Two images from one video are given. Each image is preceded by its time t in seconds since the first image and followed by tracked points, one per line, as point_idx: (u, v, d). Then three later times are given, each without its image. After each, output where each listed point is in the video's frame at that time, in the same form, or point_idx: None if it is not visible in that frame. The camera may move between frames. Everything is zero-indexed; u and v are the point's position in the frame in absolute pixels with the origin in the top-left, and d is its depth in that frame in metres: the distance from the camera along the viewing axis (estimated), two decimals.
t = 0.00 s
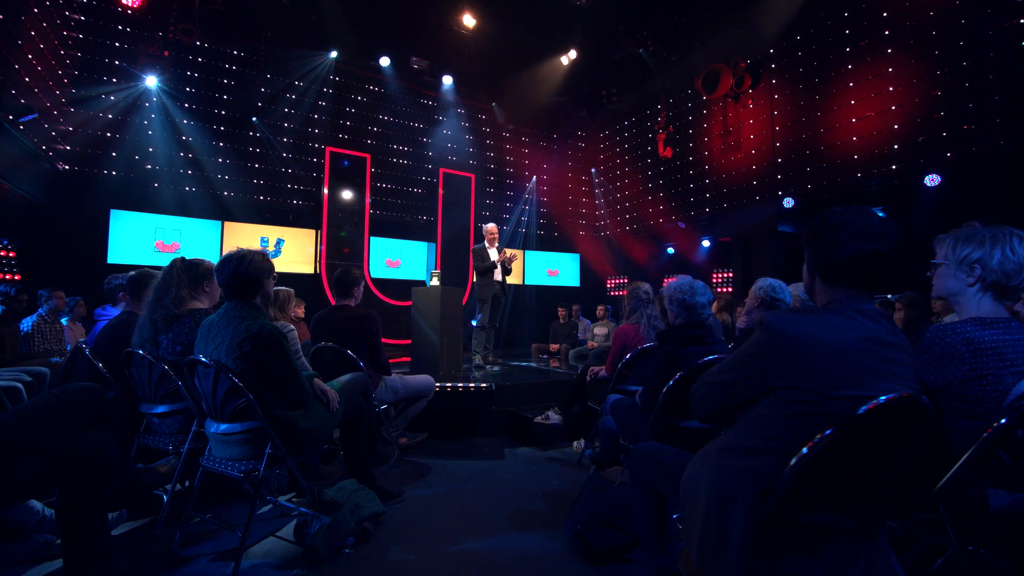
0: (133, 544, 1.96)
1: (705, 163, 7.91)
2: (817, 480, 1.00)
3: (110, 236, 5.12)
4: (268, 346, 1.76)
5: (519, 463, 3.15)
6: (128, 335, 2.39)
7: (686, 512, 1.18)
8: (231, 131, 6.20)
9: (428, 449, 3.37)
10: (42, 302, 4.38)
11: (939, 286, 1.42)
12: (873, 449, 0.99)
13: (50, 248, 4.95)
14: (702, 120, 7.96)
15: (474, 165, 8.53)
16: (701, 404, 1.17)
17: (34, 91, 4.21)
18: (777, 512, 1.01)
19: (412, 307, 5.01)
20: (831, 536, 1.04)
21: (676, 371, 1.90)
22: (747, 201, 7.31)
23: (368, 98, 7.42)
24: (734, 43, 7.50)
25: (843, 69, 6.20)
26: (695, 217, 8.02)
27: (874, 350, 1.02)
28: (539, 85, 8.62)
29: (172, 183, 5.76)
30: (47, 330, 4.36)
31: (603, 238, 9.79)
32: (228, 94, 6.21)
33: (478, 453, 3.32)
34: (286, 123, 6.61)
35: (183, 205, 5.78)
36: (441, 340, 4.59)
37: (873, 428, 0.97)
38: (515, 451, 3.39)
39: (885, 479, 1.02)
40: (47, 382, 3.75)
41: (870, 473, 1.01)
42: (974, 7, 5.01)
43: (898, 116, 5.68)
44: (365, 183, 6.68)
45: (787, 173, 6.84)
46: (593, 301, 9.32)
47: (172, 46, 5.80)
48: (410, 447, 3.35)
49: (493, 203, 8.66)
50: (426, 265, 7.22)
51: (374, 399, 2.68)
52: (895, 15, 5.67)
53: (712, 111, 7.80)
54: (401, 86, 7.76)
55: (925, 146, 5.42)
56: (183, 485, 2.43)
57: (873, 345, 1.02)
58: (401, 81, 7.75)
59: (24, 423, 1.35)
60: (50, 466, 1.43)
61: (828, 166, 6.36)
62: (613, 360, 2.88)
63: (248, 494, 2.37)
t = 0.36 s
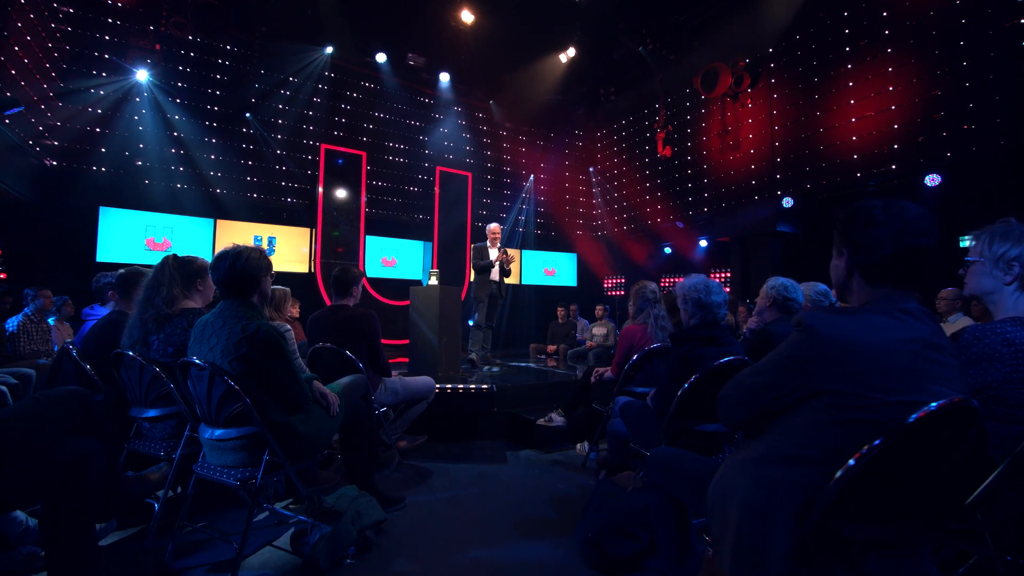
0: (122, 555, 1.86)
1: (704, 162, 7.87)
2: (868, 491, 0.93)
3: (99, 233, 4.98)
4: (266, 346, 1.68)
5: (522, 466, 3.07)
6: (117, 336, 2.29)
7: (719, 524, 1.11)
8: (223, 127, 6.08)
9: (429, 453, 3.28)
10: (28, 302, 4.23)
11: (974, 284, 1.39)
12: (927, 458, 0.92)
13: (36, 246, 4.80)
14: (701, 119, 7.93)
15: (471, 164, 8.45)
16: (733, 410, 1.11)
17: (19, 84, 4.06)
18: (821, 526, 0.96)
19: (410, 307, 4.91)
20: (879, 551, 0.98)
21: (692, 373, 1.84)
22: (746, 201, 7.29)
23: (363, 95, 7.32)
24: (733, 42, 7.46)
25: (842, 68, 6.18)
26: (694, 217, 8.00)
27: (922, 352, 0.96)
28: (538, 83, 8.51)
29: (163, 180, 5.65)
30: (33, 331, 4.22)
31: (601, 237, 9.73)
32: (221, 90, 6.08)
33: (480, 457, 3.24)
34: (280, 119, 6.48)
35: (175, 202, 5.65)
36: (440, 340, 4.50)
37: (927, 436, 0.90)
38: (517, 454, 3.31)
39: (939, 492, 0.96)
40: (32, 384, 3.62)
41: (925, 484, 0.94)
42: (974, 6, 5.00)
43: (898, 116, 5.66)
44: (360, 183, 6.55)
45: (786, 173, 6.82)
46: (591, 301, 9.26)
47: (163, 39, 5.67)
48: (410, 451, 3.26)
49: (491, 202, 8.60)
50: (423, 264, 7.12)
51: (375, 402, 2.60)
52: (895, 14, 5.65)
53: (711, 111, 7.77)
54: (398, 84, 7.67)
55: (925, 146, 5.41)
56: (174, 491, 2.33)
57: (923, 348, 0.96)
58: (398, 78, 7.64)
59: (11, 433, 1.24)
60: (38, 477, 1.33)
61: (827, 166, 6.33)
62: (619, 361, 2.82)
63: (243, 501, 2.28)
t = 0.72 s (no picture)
0: (110, 566, 1.76)
1: (703, 161, 7.84)
2: (921, 504, 0.89)
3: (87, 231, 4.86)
4: (265, 348, 1.60)
5: (525, 470, 3.00)
6: (104, 336, 2.19)
7: (755, 535, 1.06)
8: (215, 123, 5.96)
9: (429, 456, 3.21)
10: (12, 301, 4.09)
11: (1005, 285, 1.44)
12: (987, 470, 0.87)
13: (21, 243, 4.65)
14: (699, 118, 7.91)
15: (468, 162, 8.37)
16: (769, 413, 1.07)
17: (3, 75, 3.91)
18: (871, 538, 0.91)
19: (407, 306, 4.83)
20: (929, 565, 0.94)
21: (707, 375, 1.78)
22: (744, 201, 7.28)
23: (357, 91, 7.18)
24: (731, 41, 7.44)
25: (842, 68, 6.16)
26: (691, 216, 7.97)
27: (976, 355, 0.92)
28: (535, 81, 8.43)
29: (153, 176, 5.51)
30: (17, 331, 4.07)
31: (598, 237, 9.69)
32: (212, 85, 5.95)
33: (481, 460, 3.16)
34: (273, 115, 6.35)
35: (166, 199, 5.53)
36: (439, 341, 4.42)
37: (987, 446, 0.85)
38: (519, 457, 3.24)
39: (995, 504, 0.91)
40: (16, 387, 3.49)
41: (982, 497, 0.89)
42: (974, 6, 5.00)
43: (896, 116, 5.65)
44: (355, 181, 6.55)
45: (784, 173, 6.80)
46: (587, 301, 9.20)
47: (154, 32, 5.55)
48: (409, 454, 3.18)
49: (488, 201, 8.52)
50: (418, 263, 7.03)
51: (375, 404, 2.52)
52: (894, 14, 5.64)
53: (709, 110, 7.76)
54: (394, 81, 7.54)
55: (924, 146, 5.40)
56: (166, 498, 2.24)
57: (976, 350, 0.92)
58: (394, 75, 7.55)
59: None
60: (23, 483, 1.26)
61: (825, 166, 6.32)
62: (625, 361, 2.75)
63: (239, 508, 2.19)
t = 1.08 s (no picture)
0: None
1: (702, 160, 7.81)
2: (975, 515, 0.83)
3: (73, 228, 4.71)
4: (263, 348, 1.52)
5: (527, 472, 2.94)
6: (92, 337, 2.10)
7: (791, 545, 1.01)
8: (206, 118, 5.84)
9: (428, 459, 3.13)
10: None
11: None
12: None
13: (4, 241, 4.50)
14: (695, 118, 7.90)
15: (464, 161, 8.30)
16: (804, 417, 1.02)
17: None
18: (919, 550, 0.87)
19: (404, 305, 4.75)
20: None
21: (722, 376, 1.72)
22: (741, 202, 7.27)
23: (351, 88, 7.08)
24: (729, 41, 7.42)
25: (840, 68, 6.16)
26: (688, 216, 7.97)
27: None
28: (532, 79, 8.36)
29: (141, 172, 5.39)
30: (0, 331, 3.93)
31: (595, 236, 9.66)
32: (202, 80, 5.82)
33: (482, 462, 3.10)
34: (266, 112, 6.25)
35: (156, 196, 5.41)
36: (436, 341, 4.35)
37: None
38: (519, 459, 3.17)
39: None
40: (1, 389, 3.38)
41: None
42: (971, 7, 5.01)
43: (894, 116, 5.65)
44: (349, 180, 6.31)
45: (781, 173, 6.80)
46: (583, 301, 9.16)
47: (144, 24, 5.42)
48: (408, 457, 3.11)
49: (484, 199, 8.47)
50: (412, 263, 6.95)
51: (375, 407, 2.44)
52: (891, 14, 5.64)
53: (706, 110, 7.75)
54: (389, 78, 7.45)
55: (921, 146, 5.41)
56: (157, 504, 2.15)
57: None
58: (390, 72, 7.46)
59: None
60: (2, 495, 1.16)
61: (823, 166, 6.30)
62: (629, 361, 2.69)
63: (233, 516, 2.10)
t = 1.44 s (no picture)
0: None
1: (699, 159, 7.79)
2: None
3: (58, 226, 4.55)
4: (260, 351, 1.44)
5: (528, 476, 2.88)
6: (77, 337, 2.00)
7: (830, 558, 0.97)
8: (195, 114, 5.70)
9: (426, 462, 3.06)
10: None
11: None
12: None
13: None
14: (691, 118, 7.90)
15: (459, 159, 8.23)
16: (839, 422, 1.00)
17: None
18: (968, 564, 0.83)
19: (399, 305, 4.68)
20: None
21: (736, 378, 1.68)
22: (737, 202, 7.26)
23: (344, 85, 6.98)
24: (725, 42, 7.42)
25: (835, 68, 6.17)
26: (684, 216, 7.96)
27: None
28: (527, 77, 8.30)
29: (127, 168, 5.23)
30: None
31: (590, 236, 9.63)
32: (191, 74, 5.70)
33: (481, 466, 3.03)
34: (257, 108, 6.12)
35: (145, 193, 5.28)
36: (433, 341, 4.28)
37: None
38: (519, 462, 3.11)
39: None
40: None
41: None
42: (965, 10, 5.03)
43: (889, 117, 5.66)
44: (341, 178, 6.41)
45: (776, 173, 6.80)
46: (578, 301, 9.12)
47: (130, 16, 5.29)
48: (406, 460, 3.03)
49: (479, 198, 8.42)
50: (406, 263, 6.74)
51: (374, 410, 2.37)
52: (886, 15, 5.66)
53: (701, 110, 7.75)
54: (383, 75, 7.36)
55: (916, 147, 5.42)
56: (146, 512, 2.06)
57: None
58: (384, 69, 7.37)
59: None
60: None
61: (819, 167, 6.31)
62: (632, 363, 2.64)
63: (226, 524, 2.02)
